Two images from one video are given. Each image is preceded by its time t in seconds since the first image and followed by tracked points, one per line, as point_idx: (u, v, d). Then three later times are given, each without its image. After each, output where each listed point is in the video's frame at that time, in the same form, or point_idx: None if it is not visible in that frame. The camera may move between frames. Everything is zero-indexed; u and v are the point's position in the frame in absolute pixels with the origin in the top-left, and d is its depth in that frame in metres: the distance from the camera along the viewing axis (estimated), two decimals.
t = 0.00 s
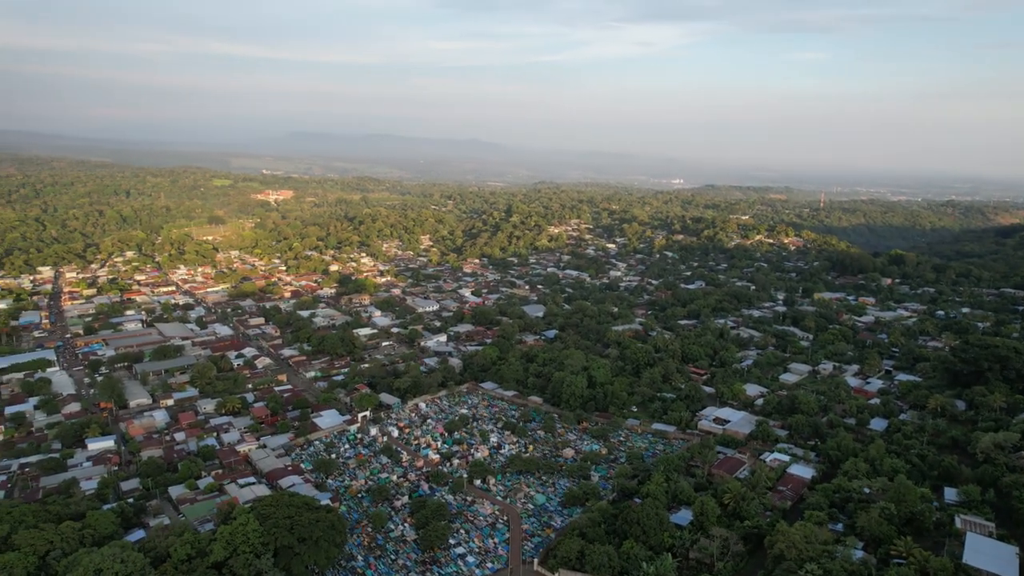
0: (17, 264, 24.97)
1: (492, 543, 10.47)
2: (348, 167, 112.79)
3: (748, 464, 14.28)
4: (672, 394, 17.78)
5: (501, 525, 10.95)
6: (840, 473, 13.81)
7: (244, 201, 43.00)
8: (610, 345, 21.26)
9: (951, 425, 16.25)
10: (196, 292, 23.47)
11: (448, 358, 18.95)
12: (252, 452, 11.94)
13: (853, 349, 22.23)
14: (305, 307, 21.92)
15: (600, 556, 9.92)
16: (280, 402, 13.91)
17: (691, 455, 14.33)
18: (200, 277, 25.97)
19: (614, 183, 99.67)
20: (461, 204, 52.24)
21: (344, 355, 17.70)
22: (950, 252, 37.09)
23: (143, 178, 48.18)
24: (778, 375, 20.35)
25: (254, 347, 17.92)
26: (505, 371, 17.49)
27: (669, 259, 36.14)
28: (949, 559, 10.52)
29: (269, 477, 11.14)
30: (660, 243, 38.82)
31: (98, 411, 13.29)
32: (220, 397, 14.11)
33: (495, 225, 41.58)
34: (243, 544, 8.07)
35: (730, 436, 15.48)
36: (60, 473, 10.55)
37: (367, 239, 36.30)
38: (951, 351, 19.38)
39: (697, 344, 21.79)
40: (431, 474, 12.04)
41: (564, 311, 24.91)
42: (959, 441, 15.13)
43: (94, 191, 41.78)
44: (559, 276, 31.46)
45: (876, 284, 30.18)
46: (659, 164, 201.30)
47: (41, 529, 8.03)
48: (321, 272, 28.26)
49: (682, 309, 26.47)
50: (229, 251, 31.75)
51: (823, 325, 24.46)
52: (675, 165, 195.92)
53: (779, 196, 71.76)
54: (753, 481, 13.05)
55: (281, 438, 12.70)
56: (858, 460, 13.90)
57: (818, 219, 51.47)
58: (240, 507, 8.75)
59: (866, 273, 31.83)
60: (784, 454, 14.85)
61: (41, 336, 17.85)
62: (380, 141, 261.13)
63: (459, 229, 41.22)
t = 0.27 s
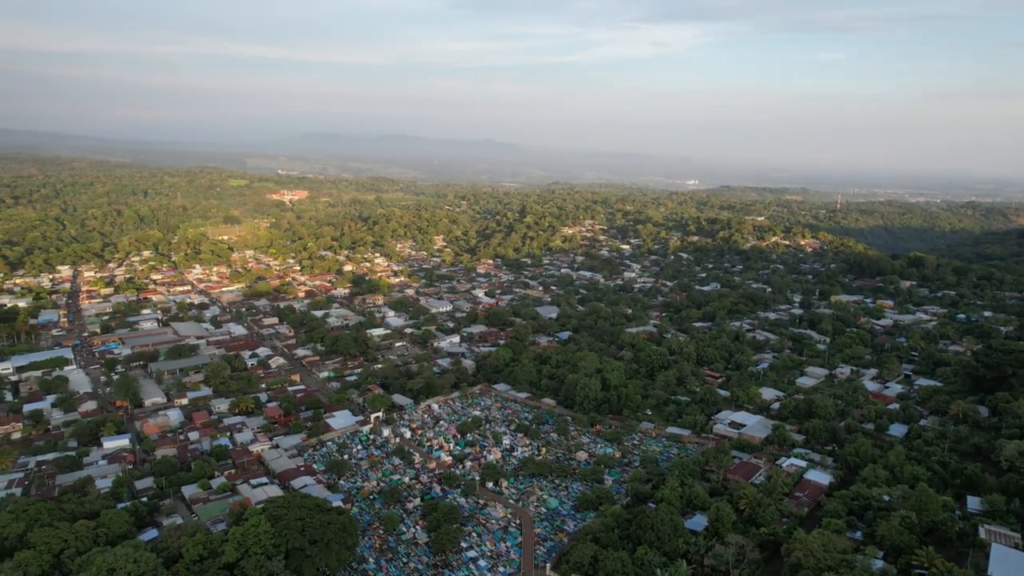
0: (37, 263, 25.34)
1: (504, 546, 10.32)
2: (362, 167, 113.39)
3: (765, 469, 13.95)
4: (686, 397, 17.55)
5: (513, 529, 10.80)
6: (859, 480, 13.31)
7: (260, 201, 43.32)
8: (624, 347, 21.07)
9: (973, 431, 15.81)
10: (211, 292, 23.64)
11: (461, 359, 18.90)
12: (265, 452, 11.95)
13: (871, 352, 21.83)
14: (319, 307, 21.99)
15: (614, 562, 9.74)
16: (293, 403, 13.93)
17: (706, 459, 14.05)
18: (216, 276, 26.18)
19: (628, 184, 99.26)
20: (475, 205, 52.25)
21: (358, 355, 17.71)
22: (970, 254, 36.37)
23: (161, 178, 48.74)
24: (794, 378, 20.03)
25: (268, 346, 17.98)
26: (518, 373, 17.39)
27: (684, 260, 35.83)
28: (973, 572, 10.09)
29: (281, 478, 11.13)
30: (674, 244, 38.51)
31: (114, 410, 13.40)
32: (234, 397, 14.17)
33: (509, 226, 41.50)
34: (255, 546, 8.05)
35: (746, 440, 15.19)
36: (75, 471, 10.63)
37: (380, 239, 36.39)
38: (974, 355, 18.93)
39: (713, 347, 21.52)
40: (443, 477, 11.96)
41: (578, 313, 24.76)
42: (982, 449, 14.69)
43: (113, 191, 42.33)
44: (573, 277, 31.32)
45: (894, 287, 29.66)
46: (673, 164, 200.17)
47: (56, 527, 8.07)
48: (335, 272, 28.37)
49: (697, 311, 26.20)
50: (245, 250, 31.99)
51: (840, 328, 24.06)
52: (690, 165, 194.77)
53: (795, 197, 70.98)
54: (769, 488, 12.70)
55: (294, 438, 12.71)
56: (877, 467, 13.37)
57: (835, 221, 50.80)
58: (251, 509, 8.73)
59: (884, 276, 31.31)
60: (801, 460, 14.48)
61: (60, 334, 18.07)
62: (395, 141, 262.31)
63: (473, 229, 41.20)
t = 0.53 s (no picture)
0: (56, 262, 25.67)
1: (516, 551, 10.20)
2: (376, 167, 113.83)
3: (781, 475, 13.57)
4: (701, 400, 17.31)
5: (526, 533, 10.68)
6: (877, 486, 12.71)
7: (275, 201, 43.62)
8: (638, 349, 20.87)
9: (996, 438, 15.35)
10: (226, 291, 23.79)
11: (474, 360, 18.84)
12: (277, 452, 11.97)
13: (889, 356, 21.43)
14: (333, 307, 22.05)
15: (627, 568, 9.59)
16: (306, 403, 13.94)
17: (721, 464, 13.71)
18: (231, 275, 26.35)
19: (642, 184, 98.85)
20: (489, 205, 52.23)
21: (371, 355, 17.70)
22: (992, 256, 35.66)
23: (179, 178, 49.24)
24: (811, 382, 19.71)
25: (281, 346, 18.03)
26: (531, 375, 17.28)
27: (698, 262, 35.51)
28: None
29: (293, 479, 11.12)
30: (689, 245, 38.18)
31: (129, 408, 13.50)
32: (247, 396, 14.21)
33: (523, 227, 41.41)
34: (266, 548, 8.03)
35: (761, 445, 14.87)
36: (90, 469, 10.70)
37: (394, 240, 36.47)
38: (996, 360, 18.49)
39: (728, 350, 21.26)
40: (455, 479, 11.89)
41: (592, 314, 24.60)
42: (1006, 456, 14.22)
43: (131, 191, 42.83)
44: (586, 278, 31.16)
45: (913, 289, 29.15)
46: (687, 165, 198.99)
47: (70, 526, 8.10)
48: (349, 272, 28.45)
49: (712, 313, 25.93)
50: (259, 250, 32.19)
51: (858, 331, 23.65)
52: (704, 166, 193.54)
53: (811, 198, 70.17)
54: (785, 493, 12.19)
55: (307, 439, 12.71)
56: (896, 473, 12.75)
57: (852, 222, 50.12)
58: (263, 510, 8.73)
59: (903, 278, 30.79)
60: (818, 465, 14.00)
61: (77, 333, 18.26)
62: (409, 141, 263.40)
63: (486, 230, 41.16)
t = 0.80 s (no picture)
0: (73, 261, 25.98)
1: (527, 555, 10.09)
2: (389, 168, 114.34)
3: (796, 480, 13.11)
4: (715, 403, 17.05)
5: (537, 537, 10.56)
6: (895, 493, 12.23)
7: (289, 201, 43.90)
8: (651, 352, 20.68)
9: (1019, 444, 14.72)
10: (239, 291, 23.91)
11: (486, 361, 18.77)
12: (288, 452, 11.97)
13: (906, 360, 21.02)
14: (345, 307, 22.08)
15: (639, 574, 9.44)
16: (317, 403, 13.93)
17: (735, 468, 13.33)
18: (244, 275, 26.49)
19: (655, 185, 98.42)
20: (501, 206, 52.18)
21: (382, 356, 17.68)
22: (1012, 258, 34.97)
23: (195, 178, 49.69)
24: (827, 386, 19.39)
25: (294, 346, 18.07)
26: (543, 376, 17.16)
27: (712, 263, 35.18)
28: None
29: (304, 480, 11.11)
30: (703, 246, 37.85)
31: (142, 407, 13.58)
32: (259, 396, 14.24)
33: (535, 227, 41.32)
34: (276, 550, 8.02)
35: (776, 450, 14.47)
36: (103, 468, 10.76)
37: (406, 240, 36.52)
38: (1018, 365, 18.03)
39: (742, 352, 20.97)
40: (466, 481, 11.81)
41: (604, 316, 24.43)
42: None
43: (148, 191, 43.31)
44: (599, 280, 31.00)
45: (931, 292, 28.64)
46: (701, 165, 197.88)
47: (82, 525, 8.12)
48: (361, 272, 28.51)
49: (726, 315, 25.65)
50: (273, 250, 32.38)
51: (874, 334, 23.24)
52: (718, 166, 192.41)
53: (826, 199, 69.37)
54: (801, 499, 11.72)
55: (318, 439, 12.71)
56: (915, 481, 12.26)
57: (868, 224, 49.45)
58: (273, 511, 8.70)
59: (920, 281, 30.28)
60: (834, 471, 13.51)
61: (92, 332, 18.43)
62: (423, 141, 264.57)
63: (498, 230, 41.09)
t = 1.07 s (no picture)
0: (82, 261, 26.12)
1: (534, 559, 9.99)
2: (397, 168, 114.51)
3: (806, 485, 12.91)
4: (723, 406, 16.88)
5: (543, 541, 10.46)
6: (907, 499, 12.04)
7: (296, 201, 44.03)
8: (659, 353, 20.54)
9: None
10: (247, 291, 23.95)
11: (492, 362, 18.70)
12: (294, 454, 11.92)
13: (917, 363, 20.75)
14: (351, 308, 22.07)
15: None
16: (323, 404, 13.88)
17: (743, 472, 13.15)
18: (251, 275, 26.53)
19: (663, 186, 98.09)
20: (508, 206, 52.10)
21: (389, 357, 17.63)
22: None
23: (203, 178, 49.93)
24: (837, 389, 19.17)
25: (300, 347, 18.05)
26: (550, 378, 17.06)
27: (720, 264, 34.95)
28: None
29: (310, 481, 11.06)
30: (711, 247, 37.63)
31: (148, 407, 13.60)
32: (265, 397, 14.23)
33: (542, 228, 41.24)
34: (281, 553, 7.97)
35: (785, 454, 14.26)
36: (109, 469, 10.75)
37: (413, 241, 36.51)
38: None
39: (751, 354, 20.78)
40: (472, 484, 11.72)
41: (612, 317, 24.30)
42: None
43: (157, 191, 43.55)
44: (606, 280, 30.89)
45: (942, 294, 28.31)
46: (708, 166, 197.19)
47: (87, 527, 8.10)
48: (368, 272, 28.51)
49: (734, 317, 25.45)
50: (280, 250, 32.45)
51: (885, 336, 22.96)
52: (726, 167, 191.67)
53: (835, 200, 68.91)
54: (810, 504, 11.56)
55: (323, 441, 12.67)
56: (927, 487, 12.06)
57: (877, 225, 49.02)
58: (278, 514, 8.66)
59: (931, 282, 29.94)
60: (844, 475, 13.30)
61: (100, 332, 18.50)
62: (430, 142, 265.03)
63: (505, 231, 41.01)
